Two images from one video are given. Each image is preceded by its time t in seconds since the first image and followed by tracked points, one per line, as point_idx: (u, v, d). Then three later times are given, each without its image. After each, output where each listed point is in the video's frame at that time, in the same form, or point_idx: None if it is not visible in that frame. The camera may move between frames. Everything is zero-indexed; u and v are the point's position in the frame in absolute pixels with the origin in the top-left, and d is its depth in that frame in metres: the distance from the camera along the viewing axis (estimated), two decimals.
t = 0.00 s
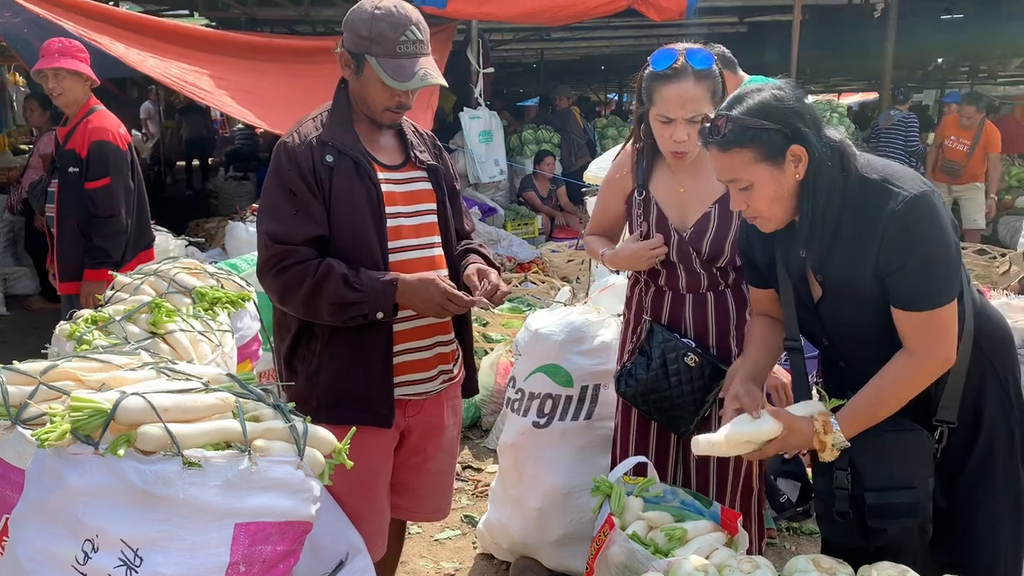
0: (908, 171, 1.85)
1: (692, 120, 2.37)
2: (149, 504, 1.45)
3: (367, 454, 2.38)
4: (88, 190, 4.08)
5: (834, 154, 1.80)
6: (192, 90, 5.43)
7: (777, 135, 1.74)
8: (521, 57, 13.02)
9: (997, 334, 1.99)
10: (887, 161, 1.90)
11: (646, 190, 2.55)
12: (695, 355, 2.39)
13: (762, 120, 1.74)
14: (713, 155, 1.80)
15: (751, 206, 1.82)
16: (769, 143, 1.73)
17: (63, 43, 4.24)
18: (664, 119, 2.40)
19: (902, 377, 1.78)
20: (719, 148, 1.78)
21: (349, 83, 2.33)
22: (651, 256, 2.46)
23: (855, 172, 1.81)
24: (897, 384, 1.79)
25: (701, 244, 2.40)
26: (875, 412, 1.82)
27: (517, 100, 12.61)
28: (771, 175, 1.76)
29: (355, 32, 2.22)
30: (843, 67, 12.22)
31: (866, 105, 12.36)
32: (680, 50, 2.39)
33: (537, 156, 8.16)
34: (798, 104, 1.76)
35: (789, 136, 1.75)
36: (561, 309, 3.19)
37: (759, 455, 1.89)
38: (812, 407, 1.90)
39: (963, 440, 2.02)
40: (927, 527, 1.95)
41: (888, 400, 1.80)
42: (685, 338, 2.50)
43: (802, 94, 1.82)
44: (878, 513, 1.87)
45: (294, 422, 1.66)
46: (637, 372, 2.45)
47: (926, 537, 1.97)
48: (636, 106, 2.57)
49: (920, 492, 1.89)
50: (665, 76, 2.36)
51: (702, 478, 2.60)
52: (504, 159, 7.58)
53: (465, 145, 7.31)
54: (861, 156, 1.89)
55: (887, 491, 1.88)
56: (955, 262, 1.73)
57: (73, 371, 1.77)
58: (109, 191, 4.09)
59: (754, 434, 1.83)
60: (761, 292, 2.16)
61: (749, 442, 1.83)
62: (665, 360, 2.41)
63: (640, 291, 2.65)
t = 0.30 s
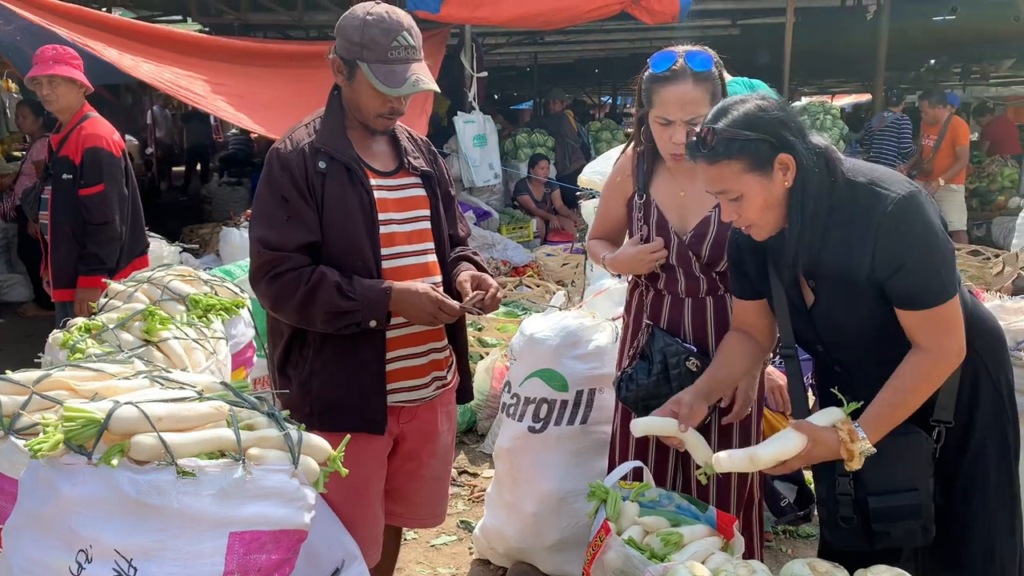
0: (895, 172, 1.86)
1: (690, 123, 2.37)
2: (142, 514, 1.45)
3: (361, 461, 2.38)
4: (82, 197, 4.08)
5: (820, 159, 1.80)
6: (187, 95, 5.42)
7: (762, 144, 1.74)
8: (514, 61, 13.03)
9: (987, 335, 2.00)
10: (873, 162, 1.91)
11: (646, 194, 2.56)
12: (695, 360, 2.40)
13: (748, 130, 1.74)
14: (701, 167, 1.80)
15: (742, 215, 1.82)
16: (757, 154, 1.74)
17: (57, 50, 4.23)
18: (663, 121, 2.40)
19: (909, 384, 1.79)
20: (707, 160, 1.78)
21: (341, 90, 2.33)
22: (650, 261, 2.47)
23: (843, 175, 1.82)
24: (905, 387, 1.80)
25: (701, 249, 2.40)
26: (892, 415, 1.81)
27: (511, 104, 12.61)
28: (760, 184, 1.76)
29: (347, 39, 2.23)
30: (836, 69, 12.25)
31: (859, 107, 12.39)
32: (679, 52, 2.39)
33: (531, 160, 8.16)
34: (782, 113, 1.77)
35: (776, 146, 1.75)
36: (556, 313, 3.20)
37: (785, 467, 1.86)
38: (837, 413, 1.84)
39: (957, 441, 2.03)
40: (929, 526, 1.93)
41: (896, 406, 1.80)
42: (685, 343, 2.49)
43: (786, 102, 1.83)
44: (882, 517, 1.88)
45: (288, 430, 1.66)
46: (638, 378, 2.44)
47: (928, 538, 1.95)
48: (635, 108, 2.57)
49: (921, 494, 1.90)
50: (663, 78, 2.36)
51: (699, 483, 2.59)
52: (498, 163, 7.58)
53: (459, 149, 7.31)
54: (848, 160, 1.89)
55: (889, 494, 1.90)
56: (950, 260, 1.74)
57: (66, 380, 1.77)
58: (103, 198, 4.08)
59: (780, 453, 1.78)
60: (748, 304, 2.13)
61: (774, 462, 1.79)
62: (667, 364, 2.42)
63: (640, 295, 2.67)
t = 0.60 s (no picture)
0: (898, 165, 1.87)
1: (688, 120, 2.37)
2: (142, 516, 1.44)
3: (359, 461, 2.37)
4: (80, 199, 4.06)
5: (823, 155, 1.80)
6: (182, 96, 5.41)
7: (765, 140, 1.74)
8: (509, 60, 13.02)
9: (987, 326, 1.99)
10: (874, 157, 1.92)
11: (646, 192, 2.56)
12: (695, 359, 2.40)
13: (751, 125, 1.74)
14: (704, 163, 1.79)
15: (744, 211, 1.81)
16: (760, 149, 1.74)
17: (53, 52, 4.22)
18: (661, 118, 2.40)
19: (921, 380, 1.79)
20: (710, 156, 1.77)
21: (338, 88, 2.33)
22: (652, 260, 2.47)
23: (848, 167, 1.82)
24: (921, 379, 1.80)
25: (701, 247, 2.40)
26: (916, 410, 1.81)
27: (507, 103, 12.60)
28: (763, 180, 1.76)
29: (342, 34, 2.22)
30: (831, 67, 12.27)
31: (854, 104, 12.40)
32: (676, 49, 2.39)
33: (528, 159, 8.16)
34: (785, 108, 1.77)
35: (779, 141, 1.75)
36: (554, 312, 3.19)
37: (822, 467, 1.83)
38: (862, 404, 1.84)
39: (954, 433, 2.03)
40: (930, 518, 1.92)
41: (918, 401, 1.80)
42: (685, 341, 2.49)
43: (787, 96, 1.83)
44: (882, 510, 1.90)
45: (287, 430, 1.66)
46: (637, 377, 2.45)
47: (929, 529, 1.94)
48: (633, 106, 2.57)
49: (921, 487, 1.90)
50: (660, 75, 2.36)
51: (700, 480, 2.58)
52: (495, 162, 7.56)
53: (455, 148, 7.30)
54: (849, 154, 1.90)
55: (890, 487, 1.90)
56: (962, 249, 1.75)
57: (64, 383, 1.76)
58: (101, 200, 4.07)
59: (819, 448, 1.75)
60: (740, 309, 2.09)
61: (814, 459, 1.75)
62: (666, 364, 2.42)
63: (640, 293, 2.66)
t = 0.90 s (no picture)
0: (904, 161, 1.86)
1: (680, 118, 2.36)
2: (139, 520, 1.44)
3: (357, 462, 2.37)
4: (76, 200, 4.05)
5: (827, 152, 1.80)
6: (177, 96, 5.39)
7: (767, 138, 1.74)
8: (505, 57, 13.00)
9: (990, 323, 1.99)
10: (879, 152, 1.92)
11: (639, 190, 2.55)
12: (691, 356, 2.40)
13: (753, 122, 1.74)
14: (705, 161, 1.80)
15: (744, 208, 1.82)
16: (761, 146, 1.74)
17: (48, 52, 4.20)
18: (652, 117, 2.39)
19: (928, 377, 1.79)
20: (711, 154, 1.77)
21: (333, 87, 2.31)
22: (648, 258, 2.45)
23: (853, 163, 1.82)
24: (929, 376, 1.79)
25: (695, 245, 2.40)
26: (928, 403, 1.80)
27: (503, 100, 12.59)
28: (764, 178, 1.76)
29: (338, 33, 2.21)
30: (826, 61, 12.27)
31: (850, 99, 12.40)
32: (667, 47, 2.38)
33: (524, 156, 8.15)
34: (787, 106, 1.76)
35: (780, 139, 1.75)
36: (551, 310, 3.19)
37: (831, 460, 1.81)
38: (869, 398, 1.84)
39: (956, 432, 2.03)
40: (938, 516, 1.93)
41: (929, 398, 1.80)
42: (680, 338, 2.49)
43: (789, 93, 1.83)
44: (892, 509, 1.90)
45: (284, 432, 1.65)
46: (633, 375, 2.45)
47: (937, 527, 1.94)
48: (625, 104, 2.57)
49: (929, 484, 1.91)
50: (650, 73, 2.36)
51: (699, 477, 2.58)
52: (491, 160, 7.56)
53: (451, 146, 7.29)
54: (854, 150, 1.89)
55: (898, 485, 1.90)
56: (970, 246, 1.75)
57: (60, 386, 1.75)
58: (98, 201, 4.05)
59: (827, 440, 1.74)
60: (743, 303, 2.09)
61: (821, 451, 1.74)
62: (663, 361, 2.42)
63: (635, 291, 2.65)
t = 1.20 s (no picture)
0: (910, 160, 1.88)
1: (669, 119, 2.37)
2: (137, 523, 1.44)
3: (356, 463, 2.37)
4: (72, 203, 4.04)
5: (834, 146, 1.81)
6: (171, 99, 5.38)
7: (773, 131, 1.75)
8: (499, 57, 13.01)
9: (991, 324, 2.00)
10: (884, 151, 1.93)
11: (629, 190, 2.56)
12: (684, 355, 2.41)
13: (759, 114, 1.75)
14: (711, 152, 1.81)
15: (749, 201, 1.83)
16: (767, 139, 1.75)
17: (41, 56, 4.19)
18: (640, 118, 2.40)
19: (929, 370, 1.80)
20: (716, 145, 1.79)
21: (329, 89, 2.32)
22: (638, 258, 2.46)
23: (859, 159, 1.83)
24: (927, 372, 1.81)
25: (686, 244, 2.42)
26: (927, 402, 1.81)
27: (497, 100, 12.60)
28: (768, 170, 1.77)
29: (333, 36, 2.21)
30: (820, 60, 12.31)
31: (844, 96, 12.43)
32: (655, 49, 2.40)
33: (519, 156, 8.15)
34: (794, 100, 1.77)
35: (785, 132, 1.76)
36: (547, 309, 3.20)
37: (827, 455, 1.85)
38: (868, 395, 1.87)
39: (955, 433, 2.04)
40: (933, 518, 1.93)
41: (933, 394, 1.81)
42: (673, 337, 2.49)
43: (797, 87, 1.84)
44: (886, 507, 1.91)
45: (281, 434, 1.66)
46: (625, 374, 2.46)
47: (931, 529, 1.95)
48: (614, 105, 2.58)
49: (927, 484, 1.92)
50: (638, 75, 2.37)
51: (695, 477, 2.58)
52: (485, 159, 7.56)
53: (445, 146, 7.29)
54: (860, 146, 1.90)
55: (896, 484, 1.91)
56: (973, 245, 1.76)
57: (57, 390, 1.75)
58: (94, 204, 4.05)
59: (821, 435, 1.78)
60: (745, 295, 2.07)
61: (816, 446, 1.77)
62: (655, 360, 2.42)
63: (627, 291, 2.66)
